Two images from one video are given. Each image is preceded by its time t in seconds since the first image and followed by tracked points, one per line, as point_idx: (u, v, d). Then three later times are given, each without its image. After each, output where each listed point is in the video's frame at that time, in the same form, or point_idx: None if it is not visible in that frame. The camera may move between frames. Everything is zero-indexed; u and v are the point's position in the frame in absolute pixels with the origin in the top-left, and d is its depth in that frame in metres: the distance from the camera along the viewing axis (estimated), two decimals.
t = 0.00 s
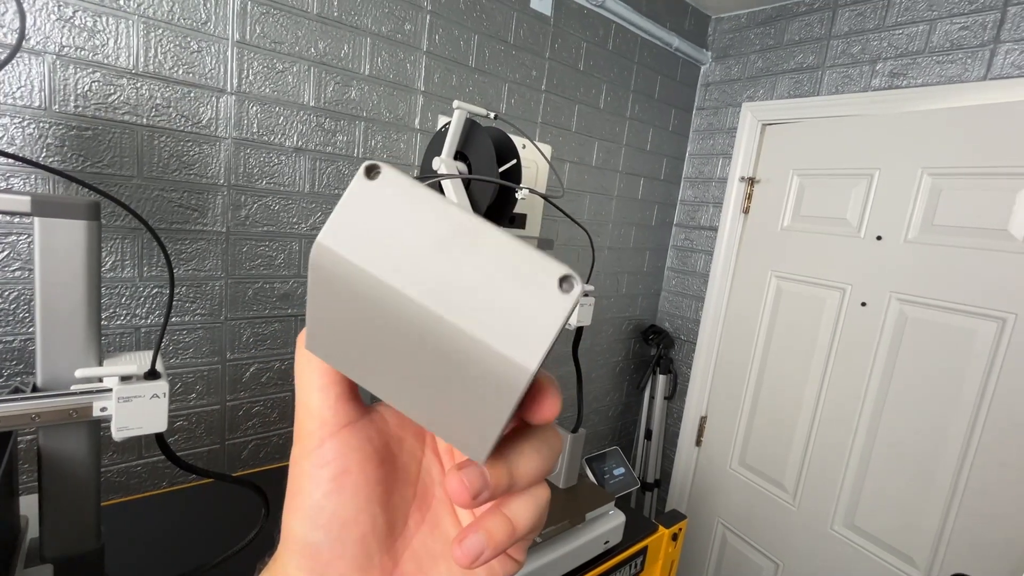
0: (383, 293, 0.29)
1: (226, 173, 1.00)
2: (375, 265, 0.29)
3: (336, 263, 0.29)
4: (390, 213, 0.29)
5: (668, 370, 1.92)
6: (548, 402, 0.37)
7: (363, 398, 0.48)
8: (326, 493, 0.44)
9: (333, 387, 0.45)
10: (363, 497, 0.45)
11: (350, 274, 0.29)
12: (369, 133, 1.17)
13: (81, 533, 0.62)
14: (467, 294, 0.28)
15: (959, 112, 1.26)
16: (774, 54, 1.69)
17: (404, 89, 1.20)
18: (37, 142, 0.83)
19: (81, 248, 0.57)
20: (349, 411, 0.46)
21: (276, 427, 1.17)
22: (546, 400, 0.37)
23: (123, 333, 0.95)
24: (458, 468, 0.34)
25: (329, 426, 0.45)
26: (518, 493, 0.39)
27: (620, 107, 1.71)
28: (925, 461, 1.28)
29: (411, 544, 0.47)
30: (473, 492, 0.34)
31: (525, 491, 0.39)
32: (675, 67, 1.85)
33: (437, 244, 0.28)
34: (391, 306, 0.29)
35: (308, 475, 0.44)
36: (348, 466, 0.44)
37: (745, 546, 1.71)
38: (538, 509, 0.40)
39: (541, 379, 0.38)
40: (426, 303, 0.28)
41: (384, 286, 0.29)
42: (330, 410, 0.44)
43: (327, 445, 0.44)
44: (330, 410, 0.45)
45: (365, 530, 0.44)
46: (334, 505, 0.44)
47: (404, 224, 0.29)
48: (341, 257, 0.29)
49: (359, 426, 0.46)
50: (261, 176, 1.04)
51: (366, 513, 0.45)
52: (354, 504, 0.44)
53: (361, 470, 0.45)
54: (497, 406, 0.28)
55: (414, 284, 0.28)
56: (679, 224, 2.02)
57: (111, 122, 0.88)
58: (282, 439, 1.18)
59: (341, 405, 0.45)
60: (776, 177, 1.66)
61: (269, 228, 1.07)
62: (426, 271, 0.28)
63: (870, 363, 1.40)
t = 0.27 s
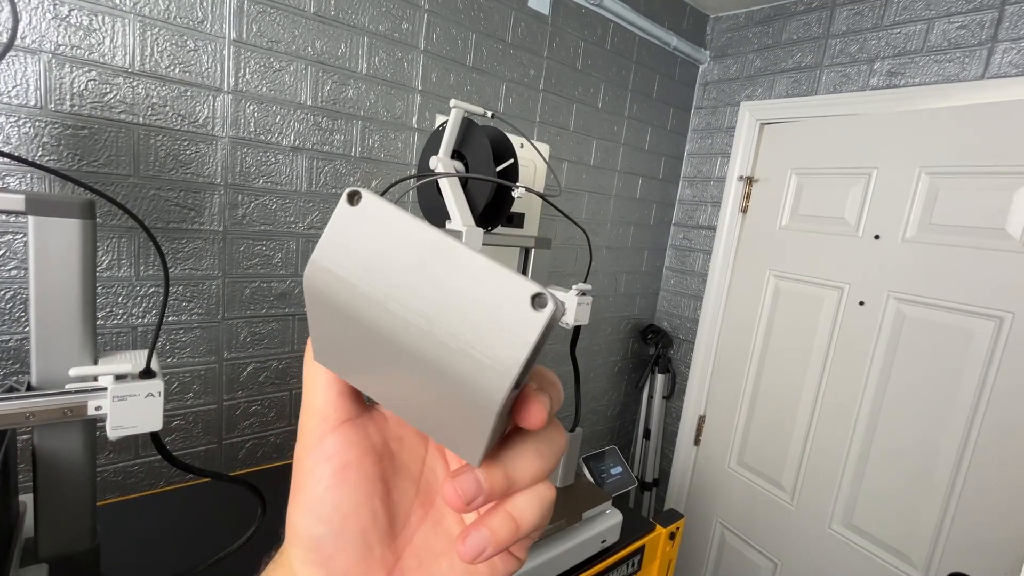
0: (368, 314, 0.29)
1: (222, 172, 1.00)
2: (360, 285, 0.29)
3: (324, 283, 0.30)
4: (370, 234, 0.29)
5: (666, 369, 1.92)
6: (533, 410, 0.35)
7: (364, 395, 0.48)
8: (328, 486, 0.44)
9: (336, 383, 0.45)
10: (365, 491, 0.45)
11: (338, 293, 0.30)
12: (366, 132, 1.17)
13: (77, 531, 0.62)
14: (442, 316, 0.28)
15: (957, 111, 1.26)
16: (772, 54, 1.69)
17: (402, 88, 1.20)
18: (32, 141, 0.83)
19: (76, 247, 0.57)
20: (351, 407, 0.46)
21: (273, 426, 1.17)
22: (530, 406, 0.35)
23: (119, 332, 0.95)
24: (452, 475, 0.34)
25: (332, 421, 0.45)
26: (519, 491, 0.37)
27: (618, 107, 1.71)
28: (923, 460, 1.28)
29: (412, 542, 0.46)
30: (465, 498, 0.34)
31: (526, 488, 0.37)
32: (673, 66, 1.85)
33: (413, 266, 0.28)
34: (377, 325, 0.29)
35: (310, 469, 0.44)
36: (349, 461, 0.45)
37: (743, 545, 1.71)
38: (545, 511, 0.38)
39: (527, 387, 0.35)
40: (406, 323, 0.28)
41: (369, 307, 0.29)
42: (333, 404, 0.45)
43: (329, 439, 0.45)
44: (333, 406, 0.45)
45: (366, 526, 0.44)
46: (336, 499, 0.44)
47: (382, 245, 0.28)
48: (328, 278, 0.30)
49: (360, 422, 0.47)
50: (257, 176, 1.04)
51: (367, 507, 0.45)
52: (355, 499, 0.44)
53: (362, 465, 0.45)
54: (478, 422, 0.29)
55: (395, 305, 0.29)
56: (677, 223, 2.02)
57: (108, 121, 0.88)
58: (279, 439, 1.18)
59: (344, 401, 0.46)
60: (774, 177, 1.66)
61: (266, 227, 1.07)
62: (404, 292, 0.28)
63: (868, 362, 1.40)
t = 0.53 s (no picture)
0: (354, 328, 0.29)
1: (218, 171, 0.99)
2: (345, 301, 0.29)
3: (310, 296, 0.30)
4: (350, 248, 0.28)
5: (665, 369, 1.92)
6: (518, 424, 0.33)
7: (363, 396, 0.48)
8: (324, 486, 0.44)
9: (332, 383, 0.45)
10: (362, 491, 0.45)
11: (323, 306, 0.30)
12: (363, 131, 1.17)
13: (69, 533, 0.61)
14: (422, 332, 0.27)
15: (956, 110, 1.25)
16: (771, 52, 1.69)
17: (399, 87, 1.20)
18: (26, 140, 0.82)
19: (67, 246, 0.56)
20: (350, 408, 0.46)
21: (270, 426, 1.16)
22: (515, 414, 0.34)
23: (114, 333, 0.94)
24: (445, 479, 0.34)
25: (328, 421, 0.45)
26: (512, 494, 0.37)
27: (616, 106, 1.71)
28: (922, 460, 1.28)
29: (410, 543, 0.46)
30: (458, 503, 0.34)
31: (520, 489, 0.37)
32: (672, 65, 1.85)
33: (392, 280, 0.27)
34: (362, 338, 0.29)
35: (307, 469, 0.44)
36: (346, 461, 0.44)
37: (741, 545, 1.70)
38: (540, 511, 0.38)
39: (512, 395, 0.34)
40: (388, 338, 0.28)
41: (352, 320, 0.29)
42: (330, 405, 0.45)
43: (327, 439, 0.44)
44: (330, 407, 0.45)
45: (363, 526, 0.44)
46: (333, 500, 0.43)
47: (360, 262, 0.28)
48: (313, 294, 0.30)
49: (358, 422, 0.46)
50: (253, 175, 1.03)
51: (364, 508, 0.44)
52: (353, 499, 0.44)
53: (360, 465, 0.45)
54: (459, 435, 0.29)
55: (377, 319, 0.28)
56: (676, 223, 2.02)
57: (102, 120, 0.87)
58: (276, 439, 1.18)
59: (342, 401, 0.45)
60: (773, 176, 1.66)
61: (262, 226, 1.06)
62: (385, 306, 0.28)
63: (867, 362, 1.39)
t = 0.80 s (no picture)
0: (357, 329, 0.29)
1: (215, 171, 0.98)
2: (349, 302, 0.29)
3: (315, 299, 0.30)
4: (353, 251, 0.28)
5: (664, 369, 1.91)
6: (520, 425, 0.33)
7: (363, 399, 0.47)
8: (323, 491, 0.43)
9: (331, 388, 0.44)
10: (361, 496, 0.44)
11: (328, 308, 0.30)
12: (361, 131, 1.16)
13: (64, 535, 0.61)
14: (423, 330, 0.27)
15: (957, 109, 1.25)
16: (770, 52, 1.69)
17: (398, 86, 1.19)
18: (21, 139, 0.81)
19: (62, 246, 0.56)
20: (349, 413, 0.45)
21: (268, 427, 1.16)
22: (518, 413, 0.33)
23: (111, 333, 0.94)
24: (446, 480, 0.33)
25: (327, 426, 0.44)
26: (511, 497, 0.36)
27: (616, 105, 1.70)
28: (923, 460, 1.27)
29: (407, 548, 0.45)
30: (459, 502, 0.33)
31: (518, 493, 0.36)
32: (671, 64, 1.84)
33: (394, 279, 0.27)
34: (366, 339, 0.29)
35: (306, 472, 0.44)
36: (344, 466, 0.44)
37: (741, 545, 1.70)
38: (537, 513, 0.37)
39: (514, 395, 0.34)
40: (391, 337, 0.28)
41: (356, 321, 0.29)
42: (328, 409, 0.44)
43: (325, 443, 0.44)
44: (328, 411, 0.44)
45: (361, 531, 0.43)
46: (331, 505, 0.43)
47: (367, 263, 0.28)
48: (318, 296, 0.30)
49: (358, 427, 0.46)
50: (251, 175, 1.03)
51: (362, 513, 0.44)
52: (352, 504, 0.44)
53: (359, 471, 0.44)
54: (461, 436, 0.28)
55: (379, 320, 0.28)
56: (675, 222, 2.01)
57: (98, 119, 0.87)
58: (274, 439, 1.17)
59: (340, 406, 0.44)
60: (773, 175, 1.66)
61: (260, 226, 1.06)
62: (385, 307, 0.28)
63: (867, 362, 1.39)
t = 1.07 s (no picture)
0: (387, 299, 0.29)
1: (216, 171, 0.98)
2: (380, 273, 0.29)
3: (344, 274, 0.29)
4: (386, 224, 0.30)
5: (665, 369, 1.91)
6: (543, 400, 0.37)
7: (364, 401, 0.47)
8: (323, 493, 0.43)
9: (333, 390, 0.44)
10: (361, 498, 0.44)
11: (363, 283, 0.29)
12: (362, 131, 1.16)
13: (65, 537, 0.61)
14: (469, 290, 0.29)
15: (957, 109, 1.25)
16: (771, 51, 1.69)
17: (399, 86, 1.19)
18: (22, 140, 0.81)
19: (64, 247, 0.56)
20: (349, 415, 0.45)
21: (269, 428, 1.16)
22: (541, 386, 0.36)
23: (112, 334, 0.94)
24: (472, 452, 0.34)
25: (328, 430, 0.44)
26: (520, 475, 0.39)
27: (617, 105, 1.70)
28: (924, 460, 1.27)
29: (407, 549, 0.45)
30: (487, 475, 0.34)
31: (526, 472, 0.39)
32: (672, 64, 1.84)
33: (431, 248, 0.30)
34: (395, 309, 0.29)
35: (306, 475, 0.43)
36: (344, 468, 0.44)
37: (742, 545, 1.70)
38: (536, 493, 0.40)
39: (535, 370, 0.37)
40: (435, 302, 0.29)
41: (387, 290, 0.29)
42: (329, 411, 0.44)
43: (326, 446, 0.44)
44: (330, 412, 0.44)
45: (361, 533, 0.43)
46: (331, 508, 0.43)
47: (404, 235, 0.30)
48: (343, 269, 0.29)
49: (358, 429, 0.46)
50: (252, 175, 1.02)
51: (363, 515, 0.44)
52: (353, 506, 0.43)
53: (360, 474, 0.44)
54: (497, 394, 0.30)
55: (412, 286, 0.29)
56: (676, 222, 2.01)
57: (99, 119, 0.87)
58: (276, 440, 1.17)
59: (341, 409, 0.44)
60: (773, 175, 1.66)
61: (261, 227, 1.06)
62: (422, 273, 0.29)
63: (868, 362, 1.39)
